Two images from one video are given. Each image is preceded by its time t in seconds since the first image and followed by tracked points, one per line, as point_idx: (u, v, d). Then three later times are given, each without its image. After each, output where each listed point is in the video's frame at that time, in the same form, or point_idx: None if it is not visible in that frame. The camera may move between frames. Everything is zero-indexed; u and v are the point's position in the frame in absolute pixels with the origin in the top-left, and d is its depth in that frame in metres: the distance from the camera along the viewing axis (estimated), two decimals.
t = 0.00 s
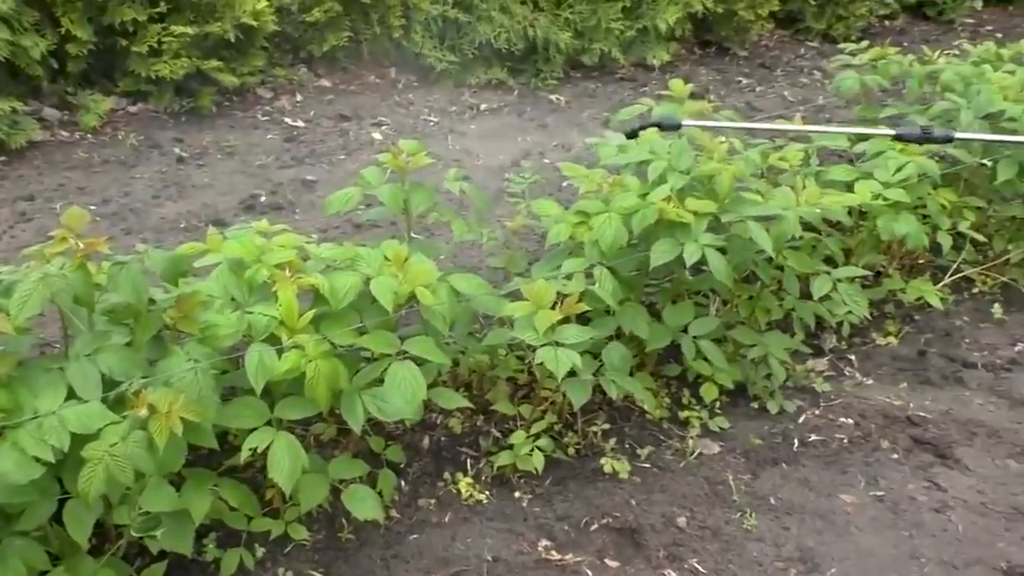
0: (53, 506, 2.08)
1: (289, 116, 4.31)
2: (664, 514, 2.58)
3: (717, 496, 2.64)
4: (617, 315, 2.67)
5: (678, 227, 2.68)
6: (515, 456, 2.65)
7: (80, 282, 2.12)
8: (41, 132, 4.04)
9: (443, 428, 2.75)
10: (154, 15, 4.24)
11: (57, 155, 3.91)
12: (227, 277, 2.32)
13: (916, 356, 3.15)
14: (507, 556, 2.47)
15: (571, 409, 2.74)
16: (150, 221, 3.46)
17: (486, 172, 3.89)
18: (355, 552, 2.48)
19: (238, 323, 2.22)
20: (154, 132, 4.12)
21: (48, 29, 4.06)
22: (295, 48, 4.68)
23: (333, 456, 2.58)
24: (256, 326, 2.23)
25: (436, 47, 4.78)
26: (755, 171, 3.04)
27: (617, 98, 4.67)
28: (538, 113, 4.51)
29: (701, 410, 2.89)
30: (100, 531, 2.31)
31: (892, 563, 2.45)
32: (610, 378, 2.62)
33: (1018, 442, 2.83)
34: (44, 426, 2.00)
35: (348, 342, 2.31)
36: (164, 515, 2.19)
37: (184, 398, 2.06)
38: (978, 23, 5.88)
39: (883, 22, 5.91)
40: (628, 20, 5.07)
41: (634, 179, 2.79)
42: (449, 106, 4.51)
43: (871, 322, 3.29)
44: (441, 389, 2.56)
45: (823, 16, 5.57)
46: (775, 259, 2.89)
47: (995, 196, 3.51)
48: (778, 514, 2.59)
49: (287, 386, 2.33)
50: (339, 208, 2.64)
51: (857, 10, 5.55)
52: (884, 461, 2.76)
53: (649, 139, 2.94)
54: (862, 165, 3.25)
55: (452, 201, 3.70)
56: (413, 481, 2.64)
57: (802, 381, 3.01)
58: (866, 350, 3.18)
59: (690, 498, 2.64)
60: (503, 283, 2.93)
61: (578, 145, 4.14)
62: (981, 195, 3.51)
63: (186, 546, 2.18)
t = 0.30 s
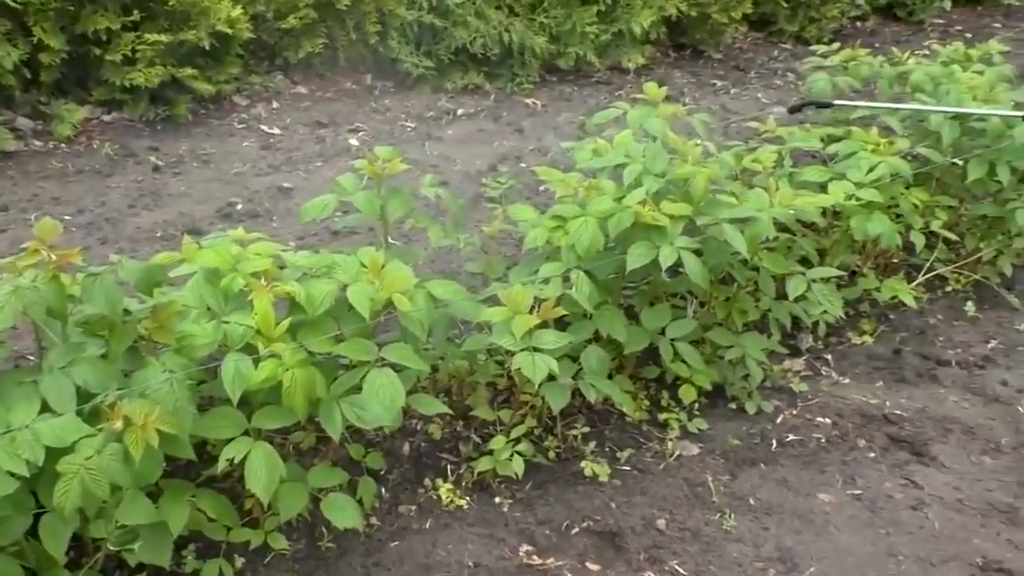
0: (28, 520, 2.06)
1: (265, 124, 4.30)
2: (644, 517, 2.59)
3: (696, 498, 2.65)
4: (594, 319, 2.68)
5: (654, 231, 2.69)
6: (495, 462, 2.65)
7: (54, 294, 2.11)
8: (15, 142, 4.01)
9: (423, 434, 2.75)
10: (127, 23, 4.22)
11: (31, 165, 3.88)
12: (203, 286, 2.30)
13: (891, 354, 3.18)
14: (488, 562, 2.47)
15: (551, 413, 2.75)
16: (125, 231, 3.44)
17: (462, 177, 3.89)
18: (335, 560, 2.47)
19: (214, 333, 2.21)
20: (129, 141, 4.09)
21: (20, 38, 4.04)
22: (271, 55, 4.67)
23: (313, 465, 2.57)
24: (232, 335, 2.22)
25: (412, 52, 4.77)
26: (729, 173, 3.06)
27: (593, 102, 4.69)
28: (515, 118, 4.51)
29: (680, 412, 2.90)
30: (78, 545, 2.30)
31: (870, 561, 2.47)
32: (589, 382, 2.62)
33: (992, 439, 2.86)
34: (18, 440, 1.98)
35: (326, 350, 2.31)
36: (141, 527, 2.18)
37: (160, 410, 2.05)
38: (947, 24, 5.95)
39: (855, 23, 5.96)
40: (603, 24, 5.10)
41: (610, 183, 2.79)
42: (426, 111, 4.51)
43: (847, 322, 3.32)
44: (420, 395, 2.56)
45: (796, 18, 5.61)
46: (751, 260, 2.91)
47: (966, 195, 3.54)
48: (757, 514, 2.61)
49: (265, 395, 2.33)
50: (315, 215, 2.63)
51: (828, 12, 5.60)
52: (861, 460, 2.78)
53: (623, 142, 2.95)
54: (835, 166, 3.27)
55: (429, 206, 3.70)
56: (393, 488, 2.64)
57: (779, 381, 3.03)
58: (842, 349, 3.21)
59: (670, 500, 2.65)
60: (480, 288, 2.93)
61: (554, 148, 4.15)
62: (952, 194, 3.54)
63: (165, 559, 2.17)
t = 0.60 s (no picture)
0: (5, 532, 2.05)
1: (245, 130, 4.29)
2: (626, 521, 2.60)
3: (678, 502, 2.66)
4: (575, 324, 2.69)
5: (634, 235, 2.70)
6: (477, 468, 2.65)
7: (30, 304, 2.10)
8: None
9: (405, 441, 2.74)
10: (106, 30, 4.20)
11: (9, 174, 3.85)
12: (181, 295, 2.29)
13: (870, 356, 3.21)
14: (470, 568, 2.47)
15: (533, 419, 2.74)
16: (104, 239, 3.42)
17: (444, 183, 3.90)
18: (318, 568, 2.46)
19: (192, 342, 2.20)
20: (109, 148, 4.07)
21: None
22: (251, 62, 4.66)
23: (294, 473, 2.57)
24: (211, 344, 2.22)
25: (393, 58, 4.77)
26: (707, 177, 3.07)
27: (573, 107, 4.70)
28: (496, 123, 4.52)
29: (661, 416, 2.91)
30: (56, 557, 2.28)
31: (850, 562, 2.48)
32: (570, 387, 2.63)
33: (970, 439, 2.88)
34: None
35: (306, 358, 2.30)
36: (120, 538, 2.17)
37: (138, 420, 2.04)
38: (923, 28, 6.02)
39: (832, 27, 6.00)
40: (583, 29, 5.11)
41: (589, 188, 2.80)
42: (407, 117, 4.51)
43: (826, 323, 3.34)
44: (402, 402, 2.56)
45: (774, 22, 5.65)
46: (730, 263, 2.92)
47: (943, 197, 3.57)
48: (738, 517, 2.62)
49: (245, 404, 2.32)
50: (294, 223, 2.63)
51: (806, 16, 5.64)
52: (841, 462, 2.80)
53: (602, 147, 2.96)
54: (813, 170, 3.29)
55: (410, 213, 3.70)
56: (375, 495, 2.64)
57: (760, 384, 3.05)
58: (822, 351, 3.23)
59: (651, 504, 2.65)
60: (462, 294, 2.93)
61: (534, 153, 4.16)
62: (929, 196, 3.57)
63: (144, 569, 2.16)
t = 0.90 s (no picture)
0: None
1: (228, 136, 4.28)
2: (609, 526, 2.60)
3: (661, 506, 2.67)
4: (557, 329, 2.69)
5: (615, 241, 2.70)
6: (460, 474, 2.64)
7: (9, 312, 2.09)
8: None
9: (389, 447, 2.74)
10: (87, 36, 4.18)
11: None
12: (162, 302, 2.29)
13: (851, 359, 3.23)
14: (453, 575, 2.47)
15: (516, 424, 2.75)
16: (85, 246, 3.41)
17: (427, 188, 3.89)
18: None
19: (172, 349, 2.19)
20: (90, 155, 4.05)
21: None
22: (233, 68, 4.64)
23: (277, 480, 2.56)
24: (192, 351, 2.21)
25: (376, 64, 4.77)
26: (689, 183, 3.08)
27: (556, 112, 4.71)
28: (479, 129, 4.53)
29: (644, 421, 2.91)
30: (35, 567, 2.26)
31: (831, 565, 2.50)
32: (553, 392, 2.63)
33: (950, 441, 2.90)
34: None
35: (288, 365, 2.30)
36: (99, 547, 2.15)
37: (117, 428, 2.03)
38: (902, 33, 6.08)
39: (813, 33, 6.03)
40: (565, 35, 5.11)
41: (571, 194, 2.81)
42: (390, 123, 4.51)
43: (807, 328, 3.36)
44: (384, 409, 2.55)
45: (755, 28, 5.68)
46: (712, 268, 2.93)
47: (922, 201, 3.60)
48: (720, 521, 2.63)
49: (226, 411, 2.31)
50: (276, 229, 2.62)
51: (787, 22, 5.66)
52: (822, 465, 2.81)
53: (584, 153, 2.97)
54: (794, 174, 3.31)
55: (392, 218, 3.69)
56: (358, 502, 2.63)
57: (742, 388, 3.06)
58: (803, 355, 3.25)
59: (634, 508, 2.66)
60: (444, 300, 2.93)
61: (517, 159, 4.17)
62: (908, 201, 3.59)
63: None
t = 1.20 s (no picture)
0: None
1: (214, 142, 4.27)
2: (594, 532, 2.60)
3: (646, 512, 2.67)
4: (543, 336, 2.69)
5: (601, 247, 2.71)
6: (445, 480, 2.64)
7: None
8: None
9: (374, 453, 2.74)
10: (72, 41, 4.16)
11: None
12: (145, 308, 2.28)
13: (835, 365, 3.24)
14: None
15: (502, 430, 2.74)
16: (69, 252, 3.39)
17: (413, 194, 3.90)
18: None
19: (156, 355, 2.18)
20: (75, 160, 4.04)
21: None
22: (220, 73, 4.62)
23: (262, 486, 2.55)
24: (175, 357, 2.20)
25: (363, 70, 4.78)
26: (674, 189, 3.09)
27: (542, 118, 4.72)
28: (465, 135, 4.53)
29: (629, 426, 2.92)
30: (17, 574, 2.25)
31: (815, 571, 2.50)
32: (538, 398, 2.63)
33: (932, 447, 2.91)
34: None
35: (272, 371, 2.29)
36: (81, 555, 2.14)
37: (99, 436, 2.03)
38: (885, 41, 6.13)
39: (798, 40, 6.07)
40: (551, 41, 5.10)
41: (556, 201, 2.81)
42: (377, 128, 4.51)
43: (792, 333, 3.37)
44: (370, 415, 2.55)
45: (741, 35, 5.71)
46: (696, 274, 2.94)
47: (905, 208, 3.62)
48: (705, 527, 2.63)
49: (210, 418, 2.30)
50: (260, 236, 2.62)
51: (772, 29, 5.70)
52: (806, 471, 2.83)
53: (569, 159, 2.97)
54: (778, 181, 3.33)
55: (378, 225, 3.69)
56: (343, 508, 2.63)
57: (726, 394, 3.07)
58: (788, 360, 3.26)
59: (619, 514, 2.66)
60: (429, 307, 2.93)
61: (503, 165, 4.17)
62: (892, 208, 3.61)
63: None
